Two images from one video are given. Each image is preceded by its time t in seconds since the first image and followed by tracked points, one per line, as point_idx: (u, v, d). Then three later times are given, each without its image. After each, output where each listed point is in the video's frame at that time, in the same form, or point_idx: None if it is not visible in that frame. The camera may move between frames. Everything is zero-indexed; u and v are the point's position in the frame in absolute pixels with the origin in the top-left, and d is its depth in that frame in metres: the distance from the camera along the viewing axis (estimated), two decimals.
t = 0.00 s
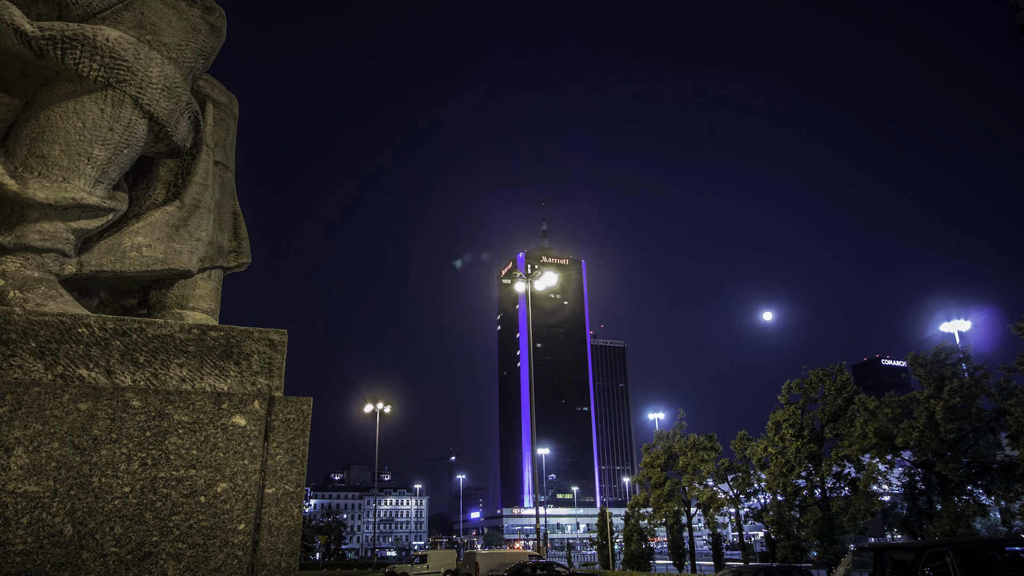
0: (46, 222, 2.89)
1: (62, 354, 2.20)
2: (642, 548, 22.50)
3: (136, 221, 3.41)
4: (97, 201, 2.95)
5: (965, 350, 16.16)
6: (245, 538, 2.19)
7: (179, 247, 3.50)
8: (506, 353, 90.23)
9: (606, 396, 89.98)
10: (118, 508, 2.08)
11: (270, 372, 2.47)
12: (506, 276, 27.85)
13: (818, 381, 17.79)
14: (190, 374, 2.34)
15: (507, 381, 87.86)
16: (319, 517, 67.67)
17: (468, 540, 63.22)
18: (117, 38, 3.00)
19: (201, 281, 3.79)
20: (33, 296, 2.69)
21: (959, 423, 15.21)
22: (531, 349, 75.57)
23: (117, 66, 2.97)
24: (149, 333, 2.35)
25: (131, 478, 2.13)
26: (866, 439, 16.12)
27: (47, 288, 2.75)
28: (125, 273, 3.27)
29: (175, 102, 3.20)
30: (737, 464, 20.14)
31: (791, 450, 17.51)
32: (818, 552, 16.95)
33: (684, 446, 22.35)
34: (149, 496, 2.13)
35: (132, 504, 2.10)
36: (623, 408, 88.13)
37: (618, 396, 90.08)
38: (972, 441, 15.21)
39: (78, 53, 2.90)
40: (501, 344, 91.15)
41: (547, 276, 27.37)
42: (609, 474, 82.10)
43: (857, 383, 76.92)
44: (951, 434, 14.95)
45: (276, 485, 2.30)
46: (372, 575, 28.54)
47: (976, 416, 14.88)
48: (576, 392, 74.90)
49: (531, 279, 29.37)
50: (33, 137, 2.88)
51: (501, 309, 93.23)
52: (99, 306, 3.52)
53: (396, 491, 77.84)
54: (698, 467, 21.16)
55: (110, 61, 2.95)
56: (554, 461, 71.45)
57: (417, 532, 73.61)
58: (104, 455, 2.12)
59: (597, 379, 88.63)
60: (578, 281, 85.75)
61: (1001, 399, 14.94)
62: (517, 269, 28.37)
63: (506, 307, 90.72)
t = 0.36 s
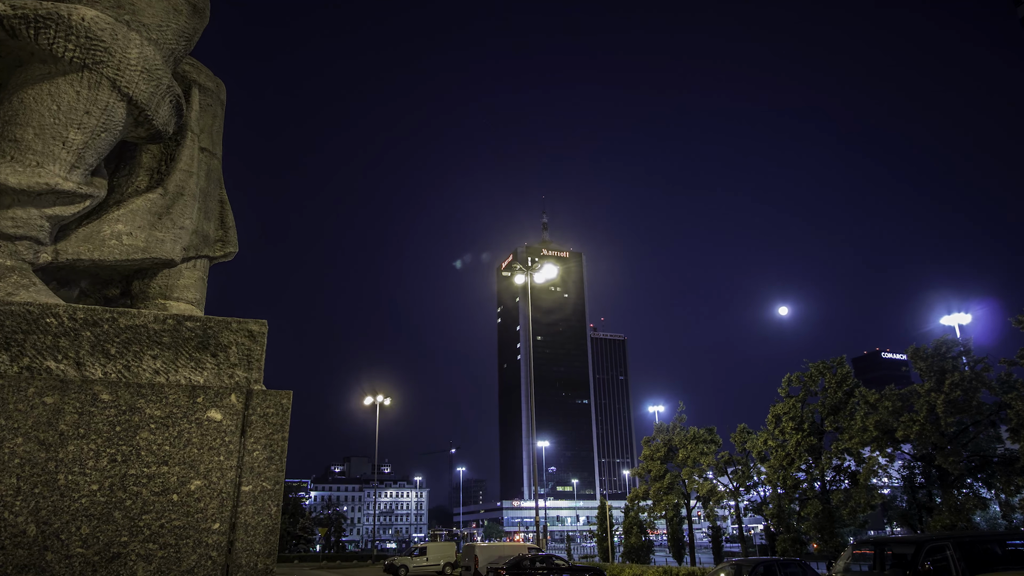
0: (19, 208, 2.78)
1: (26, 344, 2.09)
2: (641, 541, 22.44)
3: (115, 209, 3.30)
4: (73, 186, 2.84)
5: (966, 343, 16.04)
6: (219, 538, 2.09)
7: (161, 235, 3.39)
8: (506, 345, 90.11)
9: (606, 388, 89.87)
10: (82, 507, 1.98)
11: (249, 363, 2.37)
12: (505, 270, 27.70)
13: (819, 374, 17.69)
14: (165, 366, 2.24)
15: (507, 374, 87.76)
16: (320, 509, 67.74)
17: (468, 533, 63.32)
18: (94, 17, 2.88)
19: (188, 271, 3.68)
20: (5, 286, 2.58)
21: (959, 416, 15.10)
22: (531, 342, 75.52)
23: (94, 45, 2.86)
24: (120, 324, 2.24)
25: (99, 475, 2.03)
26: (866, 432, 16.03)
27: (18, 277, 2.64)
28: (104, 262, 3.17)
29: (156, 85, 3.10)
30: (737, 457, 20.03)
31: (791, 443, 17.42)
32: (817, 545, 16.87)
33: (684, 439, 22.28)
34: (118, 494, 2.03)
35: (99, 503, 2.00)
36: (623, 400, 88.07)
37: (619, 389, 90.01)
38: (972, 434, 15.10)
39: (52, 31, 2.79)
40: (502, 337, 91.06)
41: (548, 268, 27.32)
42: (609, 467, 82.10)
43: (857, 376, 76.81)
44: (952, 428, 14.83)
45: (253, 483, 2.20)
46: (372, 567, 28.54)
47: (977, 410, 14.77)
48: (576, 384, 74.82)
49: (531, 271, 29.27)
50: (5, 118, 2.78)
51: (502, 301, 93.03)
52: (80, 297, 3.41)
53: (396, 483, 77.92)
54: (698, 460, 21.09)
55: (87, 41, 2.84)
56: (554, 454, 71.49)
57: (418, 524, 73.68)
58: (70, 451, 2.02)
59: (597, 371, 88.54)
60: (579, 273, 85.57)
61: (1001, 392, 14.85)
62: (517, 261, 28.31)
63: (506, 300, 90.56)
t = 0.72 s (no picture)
0: None
1: None
2: (641, 533, 22.33)
3: (95, 195, 3.20)
4: (45, 171, 2.74)
5: (966, 336, 15.96)
6: (190, 539, 2.01)
7: (142, 222, 3.28)
8: (506, 338, 90.00)
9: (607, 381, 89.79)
10: (47, 506, 1.88)
11: (226, 356, 2.26)
12: (505, 262, 27.57)
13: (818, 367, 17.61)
14: (136, 358, 2.13)
15: (507, 366, 87.68)
16: (320, 501, 67.72)
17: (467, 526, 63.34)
18: None
19: (172, 259, 3.57)
20: None
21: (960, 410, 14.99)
22: (531, 335, 75.47)
23: (68, 25, 2.76)
24: (90, 315, 2.13)
25: (65, 472, 1.93)
26: (867, 425, 15.94)
27: None
28: (81, 250, 3.06)
29: (135, 66, 2.98)
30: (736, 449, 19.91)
31: (792, 436, 17.33)
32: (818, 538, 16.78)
33: (684, 431, 22.18)
34: (84, 491, 1.93)
35: (64, 502, 1.90)
36: (623, 393, 87.99)
37: (619, 381, 89.94)
38: (973, 427, 15.01)
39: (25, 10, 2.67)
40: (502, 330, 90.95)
41: (548, 261, 27.16)
42: (609, 460, 82.08)
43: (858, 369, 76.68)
44: (952, 421, 14.73)
45: (228, 480, 2.10)
46: (372, 560, 28.58)
47: (978, 402, 14.66)
48: (576, 377, 74.73)
49: (531, 263, 29.05)
50: None
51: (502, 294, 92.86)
52: (60, 286, 3.31)
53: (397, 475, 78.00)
54: (697, 453, 21.00)
55: (60, 20, 2.73)
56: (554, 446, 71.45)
57: (418, 516, 73.75)
58: (33, 446, 1.92)
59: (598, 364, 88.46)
60: (579, 266, 85.38)
61: (1002, 385, 14.75)
62: (516, 253, 28.14)
63: (507, 292, 90.41)
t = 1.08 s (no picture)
0: None
1: None
2: (640, 526, 22.29)
3: (72, 181, 3.10)
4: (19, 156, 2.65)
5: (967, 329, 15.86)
6: (159, 540, 1.93)
7: (121, 211, 3.18)
8: (506, 330, 89.85)
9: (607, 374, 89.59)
10: None
11: (201, 348, 2.16)
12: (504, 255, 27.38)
13: (818, 359, 17.54)
14: (105, 350, 2.03)
15: (507, 359, 87.50)
16: (320, 493, 67.59)
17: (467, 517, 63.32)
18: None
19: (153, 249, 3.45)
20: None
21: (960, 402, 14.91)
22: (531, 326, 75.33)
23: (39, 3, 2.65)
24: (58, 305, 2.03)
25: (21, 470, 1.82)
26: (867, 418, 15.86)
27: None
28: (59, 238, 2.99)
29: (113, 47, 2.86)
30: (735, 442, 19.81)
31: (791, 428, 17.27)
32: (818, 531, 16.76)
33: (684, 423, 22.12)
34: (45, 490, 1.83)
35: (23, 502, 1.80)
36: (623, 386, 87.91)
37: (619, 374, 89.78)
38: (973, 420, 14.92)
39: None
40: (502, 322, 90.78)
41: (548, 253, 27.05)
42: (608, 452, 82.08)
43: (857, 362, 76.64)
44: (952, 414, 14.65)
45: (199, 478, 2.01)
46: (373, 552, 28.57)
47: (978, 396, 14.57)
48: (576, 369, 74.59)
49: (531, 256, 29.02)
50: None
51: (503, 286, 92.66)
52: (38, 276, 3.22)
53: (397, 466, 78.02)
54: (697, 445, 20.94)
55: None
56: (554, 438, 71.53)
57: (418, 508, 73.76)
58: None
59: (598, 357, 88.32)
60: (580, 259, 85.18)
61: (1002, 378, 14.67)
62: (516, 245, 28.08)
63: (507, 285, 90.19)
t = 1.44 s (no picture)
0: None
1: None
2: (639, 518, 22.21)
3: (48, 167, 2.99)
4: None
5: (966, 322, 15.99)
6: (126, 540, 1.88)
7: (98, 197, 3.07)
8: (507, 322, 89.74)
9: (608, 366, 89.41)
10: None
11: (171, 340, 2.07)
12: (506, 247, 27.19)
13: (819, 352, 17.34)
14: (69, 342, 1.93)
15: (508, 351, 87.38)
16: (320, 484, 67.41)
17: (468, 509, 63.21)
18: None
19: (136, 238, 3.35)
20: None
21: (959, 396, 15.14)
22: (531, 318, 75.16)
23: None
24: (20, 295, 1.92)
25: None
26: (867, 410, 15.90)
27: None
28: (31, 225, 2.88)
29: (85, 25, 2.76)
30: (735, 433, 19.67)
31: (791, 420, 17.00)
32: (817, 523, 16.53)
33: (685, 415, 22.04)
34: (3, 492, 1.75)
35: None
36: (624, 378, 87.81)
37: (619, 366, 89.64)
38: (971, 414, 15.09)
39: None
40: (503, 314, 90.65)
41: (548, 245, 26.88)
42: (608, 444, 82.09)
43: (858, 356, 76.60)
44: (952, 406, 14.84)
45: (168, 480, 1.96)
46: (374, 542, 28.51)
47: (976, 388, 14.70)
48: (577, 361, 74.44)
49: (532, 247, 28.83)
50: None
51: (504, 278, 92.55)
52: (15, 264, 3.08)
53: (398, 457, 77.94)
54: (697, 437, 20.87)
55: None
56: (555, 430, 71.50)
57: (418, 499, 73.63)
58: None
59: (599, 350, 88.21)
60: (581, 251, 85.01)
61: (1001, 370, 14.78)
62: (516, 237, 27.90)
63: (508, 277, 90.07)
